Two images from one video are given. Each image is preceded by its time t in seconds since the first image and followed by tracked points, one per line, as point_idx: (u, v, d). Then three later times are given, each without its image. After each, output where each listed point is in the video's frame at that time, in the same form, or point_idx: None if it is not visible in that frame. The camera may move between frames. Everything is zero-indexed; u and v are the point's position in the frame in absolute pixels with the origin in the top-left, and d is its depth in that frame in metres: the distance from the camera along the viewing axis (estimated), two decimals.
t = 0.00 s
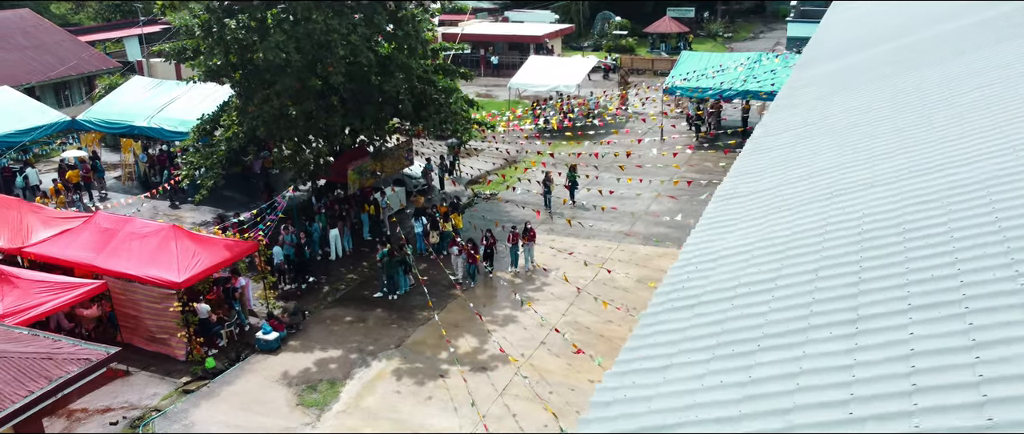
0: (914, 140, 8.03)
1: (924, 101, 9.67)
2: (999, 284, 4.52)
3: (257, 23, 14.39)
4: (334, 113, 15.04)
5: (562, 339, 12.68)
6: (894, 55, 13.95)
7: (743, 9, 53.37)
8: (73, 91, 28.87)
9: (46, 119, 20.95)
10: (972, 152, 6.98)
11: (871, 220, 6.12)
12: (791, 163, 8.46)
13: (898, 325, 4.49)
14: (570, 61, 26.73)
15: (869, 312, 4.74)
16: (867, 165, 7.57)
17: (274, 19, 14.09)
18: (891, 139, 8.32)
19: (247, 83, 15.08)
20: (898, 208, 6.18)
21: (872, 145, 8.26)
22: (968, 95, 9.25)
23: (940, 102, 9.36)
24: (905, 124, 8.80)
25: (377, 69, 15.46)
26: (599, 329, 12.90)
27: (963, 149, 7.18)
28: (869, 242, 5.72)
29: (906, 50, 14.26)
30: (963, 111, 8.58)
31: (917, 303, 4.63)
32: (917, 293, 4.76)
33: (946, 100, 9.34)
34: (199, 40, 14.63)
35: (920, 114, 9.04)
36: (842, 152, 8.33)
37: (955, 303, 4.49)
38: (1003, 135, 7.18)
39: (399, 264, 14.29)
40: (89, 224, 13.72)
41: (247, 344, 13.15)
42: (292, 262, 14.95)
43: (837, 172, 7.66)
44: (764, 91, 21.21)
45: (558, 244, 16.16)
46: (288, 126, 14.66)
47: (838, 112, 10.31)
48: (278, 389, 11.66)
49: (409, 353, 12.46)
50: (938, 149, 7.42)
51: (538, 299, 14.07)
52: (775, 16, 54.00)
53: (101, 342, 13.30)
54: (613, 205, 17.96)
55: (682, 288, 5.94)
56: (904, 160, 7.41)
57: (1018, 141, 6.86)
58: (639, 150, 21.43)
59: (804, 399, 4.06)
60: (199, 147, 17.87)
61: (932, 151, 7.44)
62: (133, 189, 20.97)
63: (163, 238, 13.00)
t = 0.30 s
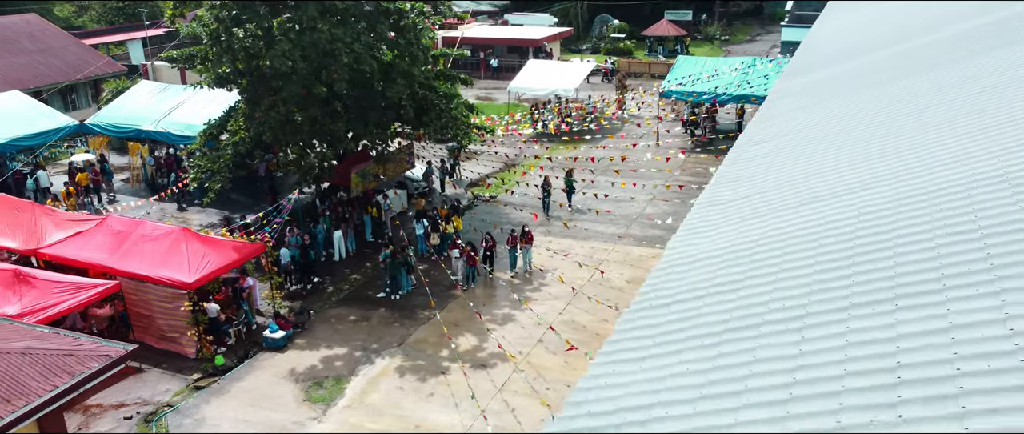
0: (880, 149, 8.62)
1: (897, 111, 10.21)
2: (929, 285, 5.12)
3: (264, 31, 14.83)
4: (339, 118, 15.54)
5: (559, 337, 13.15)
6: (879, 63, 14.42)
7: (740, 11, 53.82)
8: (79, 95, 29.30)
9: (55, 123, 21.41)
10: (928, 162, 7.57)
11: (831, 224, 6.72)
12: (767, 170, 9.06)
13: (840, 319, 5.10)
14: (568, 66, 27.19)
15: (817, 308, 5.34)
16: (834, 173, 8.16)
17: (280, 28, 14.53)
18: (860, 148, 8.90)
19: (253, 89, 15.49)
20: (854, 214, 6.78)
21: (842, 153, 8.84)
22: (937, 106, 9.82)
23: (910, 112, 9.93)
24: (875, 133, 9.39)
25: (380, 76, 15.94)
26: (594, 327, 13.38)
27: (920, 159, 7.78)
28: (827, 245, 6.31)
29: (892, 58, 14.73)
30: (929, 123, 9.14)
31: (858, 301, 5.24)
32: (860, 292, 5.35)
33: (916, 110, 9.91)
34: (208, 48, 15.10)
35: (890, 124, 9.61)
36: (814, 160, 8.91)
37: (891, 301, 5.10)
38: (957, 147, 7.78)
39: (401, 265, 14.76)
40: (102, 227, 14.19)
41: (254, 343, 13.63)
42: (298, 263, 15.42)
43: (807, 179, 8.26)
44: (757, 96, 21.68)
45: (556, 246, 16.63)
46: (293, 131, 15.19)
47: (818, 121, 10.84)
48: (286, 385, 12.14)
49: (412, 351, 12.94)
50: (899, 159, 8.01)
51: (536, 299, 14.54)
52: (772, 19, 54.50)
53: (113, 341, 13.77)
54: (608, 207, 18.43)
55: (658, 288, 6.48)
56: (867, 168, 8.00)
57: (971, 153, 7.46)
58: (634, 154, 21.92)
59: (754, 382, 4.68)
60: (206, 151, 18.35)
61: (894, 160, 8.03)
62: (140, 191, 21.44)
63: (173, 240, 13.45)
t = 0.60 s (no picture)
0: (856, 156, 9.01)
1: (879, 119, 10.60)
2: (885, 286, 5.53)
3: (269, 38, 15.20)
4: (342, 123, 15.87)
5: (557, 336, 13.55)
6: (869, 69, 14.80)
7: (739, 13, 54.18)
8: (84, 97, 29.66)
9: (62, 126, 21.79)
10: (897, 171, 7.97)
11: (802, 228, 7.13)
12: (752, 174, 9.45)
13: (802, 316, 5.49)
14: (566, 69, 27.57)
15: (782, 306, 5.74)
16: (811, 179, 8.57)
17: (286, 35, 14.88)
18: (838, 155, 9.30)
19: (259, 94, 15.86)
20: (825, 220, 7.19)
21: (821, 160, 9.24)
22: (915, 116, 10.22)
23: (889, 121, 10.32)
24: (854, 141, 9.79)
25: (383, 81, 16.33)
26: (591, 327, 13.76)
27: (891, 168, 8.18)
28: (797, 247, 6.71)
29: (881, 63, 15.13)
30: (906, 132, 9.54)
31: (820, 299, 5.64)
32: (821, 291, 5.76)
33: (895, 120, 10.31)
34: (215, 54, 15.47)
35: (869, 132, 10.01)
36: (794, 166, 9.31)
37: (849, 300, 5.50)
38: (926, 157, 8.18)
39: (404, 266, 15.14)
40: (112, 228, 14.57)
41: (260, 341, 14.01)
42: (302, 263, 15.80)
43: (786, 184, 8.66)
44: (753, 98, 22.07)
45: (553, 247, 17.02)
46: (298, 135, 15.51)
47: (804, 127, 11.23)
48: (292, 382, 12.52)
49: (414, 349, 13.32)
50: (872, 167, 8.41)
51: (534, 298, 14.93)
52: (770, 21, 54.93)
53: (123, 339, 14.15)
54: (605, 209, 18.81)
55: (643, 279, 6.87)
56: (842, 175, 8.41)
57: (944, 162, 7.80)
58: (631, 156, 22.30)
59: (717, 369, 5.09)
60: (211, 154, 18.72)
61: (868, 168, 8.43)
62: (146, 193, 21.81)
63: (182, 241, 13.82)
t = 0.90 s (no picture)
0: (839, 164, 9.46)
1: (862, 126, 11.07)
2: (856, 285, 5.97)
3: (276, 46, 15.74)
4: (347, 127, 16.27)
5: (554, 334, 14.03)
6: (857, 76, 15.28)
7: (737, 15, 54.65)
8: (91, 101, 30.14)
9: (71, 130, 22.27)
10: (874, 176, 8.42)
11: (785, 232, 7.58)
12: (738, 181, 9.92)
13: (770, 314, 5.93)
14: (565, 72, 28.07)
15: (753, 304, 6.18)
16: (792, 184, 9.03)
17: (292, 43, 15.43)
18: (821, 163, 9.76)
19: (265, 100, 16.31)
20: (807, 224, 7.63)
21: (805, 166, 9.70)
22: (895, 124, 10.67)
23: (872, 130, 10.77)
24: (836, 149, 10.25)
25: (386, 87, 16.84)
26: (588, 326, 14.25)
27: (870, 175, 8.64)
28: (779, 248, 7.16)
29: (869, 71, 15.62)
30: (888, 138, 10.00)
31: (788, 298, 6.08)
32: (797, 288, 6.20)
33: (880, 128, 10.74)
34: (223, 61, 15.94)
35: (853, 141, 10.45)
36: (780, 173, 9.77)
37: (813, 299, 5.95)
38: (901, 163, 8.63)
39: (405, 267, 15.62)
40: (125, 231, 15.06)
41: (268, 340, 14.50)
42: (308, 264, 16.29)
43: (773, 191, 9.10)
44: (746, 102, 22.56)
45: (551, 248, 17.50)
46: (304, 140, 16.03)
47: (791, 134, 11.71)
48: (299, 379, 13.01)
49: (416, 347, 13.80)
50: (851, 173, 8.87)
51: (532, 298, 15.41)
52: (768, 24, 55.45)
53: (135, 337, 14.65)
54: (600, 211, 19.28)
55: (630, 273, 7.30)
56: (824, 182, 8.86)
57: (916, 172, 8.23)
58: (627, 159, 22.80)
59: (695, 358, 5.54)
60: (218, 157, 19.20)
61: (852, 174, 8.86)
62: (154, 195, 22.30)
63: (192, 243, 14.29)
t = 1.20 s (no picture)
0: (829, 164, 9.63)
1: (849, 130, 11.44)
2: (840, 273, 6.12)
3: (281, 52, 15.86)
4: (350, 131, 16.71)
5: (552, 333, 14.43)
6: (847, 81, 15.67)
7: (734, 17, 55.14)
8: (96, 103, 30.52)
9: (78, 133, 22.66)
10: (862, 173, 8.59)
11: (775, 227, 7.68)
12: (731, 182, 10.14)
13: (751, 298, 6.07)
14: (564, 75, 28.44)
15: (736, 289, 6.33)
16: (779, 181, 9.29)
17: (297, 49, 15.77)
18: (811, 164, 9.98)
19: (270, 105, 16.71)
20: (795, 220, 7.74)
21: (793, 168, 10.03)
22: (883, 130, 10.92)
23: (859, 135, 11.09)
24: (823, 153, 10.54)
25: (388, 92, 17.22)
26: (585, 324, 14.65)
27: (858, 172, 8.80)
28: (768, 242, 7.27)
29: (860, 75, 16.00)
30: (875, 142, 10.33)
31: (770, 285, 6.23)
32: (782, 278, 6.34)
33: (870, 132, 10.99)
34: (230, 67, 16.28)
35: (844, 145, 10.65)
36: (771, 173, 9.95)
37: (792, 286, 6.10)
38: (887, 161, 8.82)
39: (407, 267, 16.02)
40: (134, 232, 15.47)
41: (274, 338, 14.90)
42: (312, 264, 16.69)
43: (762, 192, 9.29)
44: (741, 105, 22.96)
45: (550, 249, 17.90)
46: (308, 143, 16.44)
47: (780, 137, 12.07)
48: (305, 376, 13.40)
49: (418, 346, 14.20)
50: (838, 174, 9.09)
51: (531, 298, 15.81)
52: (766, 25, 55.84)
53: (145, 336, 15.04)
54: (597, 213, 19.68)
55: (623, 268, 7.53)
56: (814, 180, 9.01)
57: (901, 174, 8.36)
58: (625, 162, 23.17)
59: (677, 336, 5.76)
60: (223, 160, 19.59)
61: (845, 175, 9.02)
62: (159, 197, 22.69)
63: (199, 244, 14.68)
